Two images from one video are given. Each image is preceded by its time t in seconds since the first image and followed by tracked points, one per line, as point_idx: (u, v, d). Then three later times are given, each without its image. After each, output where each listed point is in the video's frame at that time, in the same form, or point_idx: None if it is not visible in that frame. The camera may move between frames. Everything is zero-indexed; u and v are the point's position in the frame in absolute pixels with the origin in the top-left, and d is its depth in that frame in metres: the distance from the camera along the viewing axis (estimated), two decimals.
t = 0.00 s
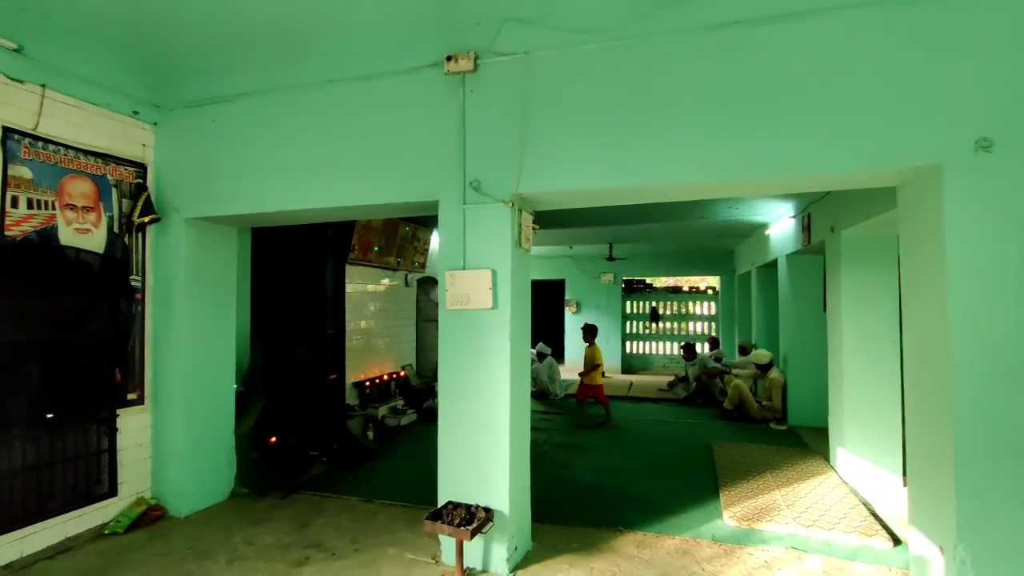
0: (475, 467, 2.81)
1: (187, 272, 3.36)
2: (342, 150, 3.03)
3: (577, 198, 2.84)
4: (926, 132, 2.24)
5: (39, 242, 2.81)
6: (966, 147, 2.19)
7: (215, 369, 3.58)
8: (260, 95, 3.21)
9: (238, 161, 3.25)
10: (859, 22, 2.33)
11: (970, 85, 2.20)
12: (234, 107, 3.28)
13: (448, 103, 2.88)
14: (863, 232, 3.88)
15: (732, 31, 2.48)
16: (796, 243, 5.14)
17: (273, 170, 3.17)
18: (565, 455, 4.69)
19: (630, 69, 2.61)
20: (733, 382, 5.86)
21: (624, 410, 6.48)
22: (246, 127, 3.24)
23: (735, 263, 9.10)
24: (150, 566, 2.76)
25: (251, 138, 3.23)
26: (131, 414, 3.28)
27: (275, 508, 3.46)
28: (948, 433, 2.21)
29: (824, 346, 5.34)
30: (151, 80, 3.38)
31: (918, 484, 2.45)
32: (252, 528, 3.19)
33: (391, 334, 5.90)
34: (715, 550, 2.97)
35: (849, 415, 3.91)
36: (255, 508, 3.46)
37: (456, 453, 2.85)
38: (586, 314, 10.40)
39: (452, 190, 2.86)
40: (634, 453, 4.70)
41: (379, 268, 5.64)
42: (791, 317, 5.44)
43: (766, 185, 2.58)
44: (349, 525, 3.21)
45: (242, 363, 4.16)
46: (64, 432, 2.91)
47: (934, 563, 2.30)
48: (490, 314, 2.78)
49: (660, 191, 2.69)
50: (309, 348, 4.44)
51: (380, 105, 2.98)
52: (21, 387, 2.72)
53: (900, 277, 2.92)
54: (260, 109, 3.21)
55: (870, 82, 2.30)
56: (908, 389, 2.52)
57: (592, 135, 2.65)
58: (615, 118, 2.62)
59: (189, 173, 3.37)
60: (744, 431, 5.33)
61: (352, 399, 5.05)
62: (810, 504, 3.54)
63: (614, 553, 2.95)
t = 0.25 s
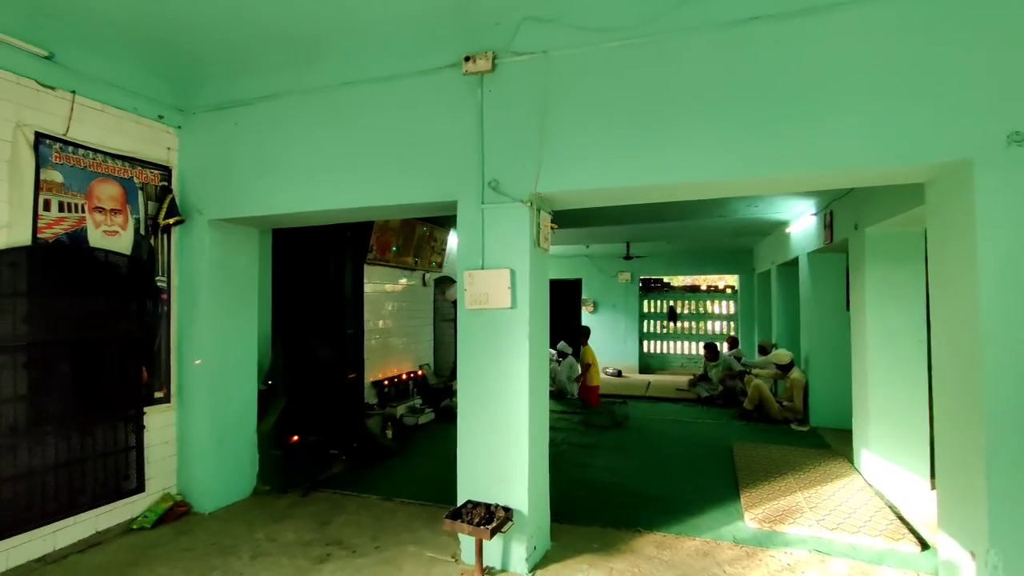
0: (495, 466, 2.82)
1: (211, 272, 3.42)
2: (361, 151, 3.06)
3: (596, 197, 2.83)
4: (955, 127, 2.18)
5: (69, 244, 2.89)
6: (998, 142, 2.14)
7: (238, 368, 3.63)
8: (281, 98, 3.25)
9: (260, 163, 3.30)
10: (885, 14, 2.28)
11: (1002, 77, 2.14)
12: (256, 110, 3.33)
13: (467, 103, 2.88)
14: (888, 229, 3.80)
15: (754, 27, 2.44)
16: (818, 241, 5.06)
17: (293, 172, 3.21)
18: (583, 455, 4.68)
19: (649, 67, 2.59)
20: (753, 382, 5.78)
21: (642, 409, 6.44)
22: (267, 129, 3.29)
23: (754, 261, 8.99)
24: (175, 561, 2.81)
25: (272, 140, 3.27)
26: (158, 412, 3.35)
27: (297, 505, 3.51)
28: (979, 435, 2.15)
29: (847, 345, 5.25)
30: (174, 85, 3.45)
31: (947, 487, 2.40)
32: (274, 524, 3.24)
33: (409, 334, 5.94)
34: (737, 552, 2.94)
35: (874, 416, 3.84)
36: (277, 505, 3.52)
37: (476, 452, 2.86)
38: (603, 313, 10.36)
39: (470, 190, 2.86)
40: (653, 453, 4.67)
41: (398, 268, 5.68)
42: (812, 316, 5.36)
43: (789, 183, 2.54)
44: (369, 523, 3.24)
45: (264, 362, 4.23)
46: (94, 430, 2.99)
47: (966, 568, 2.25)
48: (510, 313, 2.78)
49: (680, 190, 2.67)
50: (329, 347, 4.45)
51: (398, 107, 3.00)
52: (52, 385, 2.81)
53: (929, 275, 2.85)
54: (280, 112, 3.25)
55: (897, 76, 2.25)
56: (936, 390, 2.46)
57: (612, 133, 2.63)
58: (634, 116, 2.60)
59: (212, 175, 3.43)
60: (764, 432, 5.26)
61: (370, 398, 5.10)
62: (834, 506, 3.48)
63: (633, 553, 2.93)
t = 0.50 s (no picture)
0: (512, 466, 2.82)
1: (232, 274, 3.48)
2: (379, 153, 3.09)
3: (612, 197, 2.82)
4: (982, 124, 2.14)
5: (96, 247, 2.96)
6: None
7: (259, 368, 3.69)
8: (300, 102, 3.30)
9: (279, 165, 3.34)
10: (909, 9, 2.24)
11: None
12: (276, 113, 3.37)
13: (483, 104, 2.90)
14: (910, 227, 3.74)
15: (773, 24, 2.42)
16: (838, 240, 4.99)
17: (312, 173, 3.25)
18: (599, 455, 4.67)
19: (666, 65, 2.57)
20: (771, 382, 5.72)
21: (658, 410, 6.41)
22: (286, 132, 3.33)
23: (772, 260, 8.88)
24: (199, 557, 2.86)
25: (291, 143, 3.31)
26: (181, 411, 3.42)
27: (316, 503, 3.56)
28: (1009, 438, 2.10)
29: (868, 346, 5.16)
30: (196, 89, 3.51)
31: (975, 490, 2.34)
32: (294, 522, 3.28)
33: (426, 334, 5.98)
34: (756, 555, 2.90)
35: (897, 418, 3.77)
36: (297, 503, 3.57)
37: (493, 451, 2.87)
38: (618, 313, 10.32)
39: (487, 191, 2.88)
40: (670, 454, 4.63)
41: (414, 268, 5.72)
42: (832, 316, 5.28)
43: (809, 181, 2.51)
44: (387, 522, 3.27)
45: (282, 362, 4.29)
46: (120, 428, 3.06)
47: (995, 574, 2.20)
48: (527, 314, 2.78)
49: (698, 189, 2.65)
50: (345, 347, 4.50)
51: (415, 109, 3.02)
52: (80, 384, 2.89)
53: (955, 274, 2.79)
54: (299, 115, 3.30)
55: (922, 72, 2.21)
56: (963, 391, 2.41)
57: (629, 132, 2.62)
58: (652, 115, 2.59)
59: (233, 178, 3.49)
60: (783, 433, 5.20)
61: (387, 398, 5.15)
62: (855, 509, 3.42)
63: (651, 555, 2.91)
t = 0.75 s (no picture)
0: (529, 466, 2.82)
1: (252, 274, 3.53)
2: (396, 154, 3.11)
3: (630, 196, 2.81)
4: (1011, 119, 2.09)
5: (121, 248, 3.03)
6: None
7: (278, 367, 3.74)
8: (318, 104, 3.33)
9: (298, 167, 3.38)
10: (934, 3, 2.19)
11: None
12: (294, 115, 3.41)
13: (500, 104, 2.90)
14: (934, 225, 3.67)
15: (793, 19, 2.38)
16: (860, 238, 4.91)
17: (331, 174, 3.28)
18: (616, 455, 4.65)
19: (685, 63, 2.55)
20: (790, 382, 5.65)
21: (675, 410, 6.37)
22: (305, 134, 3.37)
23: (791, 259, 8.76)
24: (221, 552, 2.91)
25: (310, 144, 3.35)
26: (203, 409, 3.48)
27: (335, 501, 3.60)
28: None
29: (890, 346, 5.07)
30: (217, 93, 3.56)
31: (1004, 494, 2.29)
32: (314, 519, 3.32)
33: (442, 334, 6.01)
34: (777, 557, 2.87)
35: (921, 419, 3.70)
36: (316, 500, 3.61)
37: (511, 451, 2.87)
38: (634, 313, 10.27)
39: (504, 191, 2.88)
40: (688, 455, 4.60)
41: (430, 268, 5.76)
42: (853, 315, 5.19)
43: (831, 179, 2.47)
44: (405, 520, 3.29)
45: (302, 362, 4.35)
46: (145, 425, 3.13)
47: None
48: (544, 314, 2.78)
49: (717, 188, 2.62)
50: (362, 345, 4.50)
51: (431, 109, 3.04)
52: (106, 382, 2.96)
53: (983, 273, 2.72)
54: (317, 117, 3.33)
55: (948, 66, 2.17)
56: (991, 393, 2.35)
57: (647, 130, 2.60)
58: (670, 113, 2.57)
59: (253, 179, 3.53)
60: (803, 434, 5.13)
61: (404, 397, 5.19)
62: (878, 512, 3.37)
63: (669, 556, 2.90)
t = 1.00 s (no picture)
0: (548, 465, 2.82)
1: (274, 274, 3.58)
2: (415, 154, 3.13)
3: (650, 194, 2.79)
4: None
5: (148, 248, 3.10)
6: None
7: (300, 365, 3.79)
8: (338, 105, 3.37)
9: (318, 167, 3.42)
10: None
11: None
12: (315, 116, 3.45)
13: (519, 103, 2.90)
14: (963, 221, 3.58)
15: (818, 12, 2.34)
16: (884, 235, 4.82)
17: (351, 174, 3.31)
18: (634, 455, 4.62)
19: (706, 59, 2.52)
20: (813, 382, 5.59)
21: (694, 409, 6.31)
22: (325, 135, 3.41)
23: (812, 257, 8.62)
24: (246, 547, 2.96)
25: (330, 145, 3.39)
26: (227, 407, 3.54)
27: (355, 497, 3.64)
28: None
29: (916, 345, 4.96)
30: (239, 95, 3.61)
31: None
32: (335, 516, 3.36)
33: (459, 333, 6.03)
34: (800, 559, 2.83)
35: (949, 420, 3.61)
36: (337, 497, 3.65)
37: (530, 450, 2.87)
38: (651, 312, 10.20)
39: (523, 190, 2.88)
40: (707, 455, 4.55)
41: (447, 268, 5.79)
42: (877, 314, 5.09)
43: (856, 174, 2.43)
44: (425, 518, 3.31)
45: (322, 361, 4.40)
46: (172, 422, 3.20)
47: None
48: (564, 312, 2.78)
49: (738, 185, 2.59)
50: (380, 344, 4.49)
51: (450, 109, 3.05)
52: (135, 379, 3.03)
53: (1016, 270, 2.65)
54: (337, 118, 3.37)
55: (979, 59, 2.11)
56: None
57: (667, 127, 2.58)
58: (690, 109, 2.54)
59: (274, 180, 3.58)
60: (826, 435, 5.05)
61: (422, 395, 5.22)
62: (905, 515, 3.30)
63: (690, 556, 2.87)
